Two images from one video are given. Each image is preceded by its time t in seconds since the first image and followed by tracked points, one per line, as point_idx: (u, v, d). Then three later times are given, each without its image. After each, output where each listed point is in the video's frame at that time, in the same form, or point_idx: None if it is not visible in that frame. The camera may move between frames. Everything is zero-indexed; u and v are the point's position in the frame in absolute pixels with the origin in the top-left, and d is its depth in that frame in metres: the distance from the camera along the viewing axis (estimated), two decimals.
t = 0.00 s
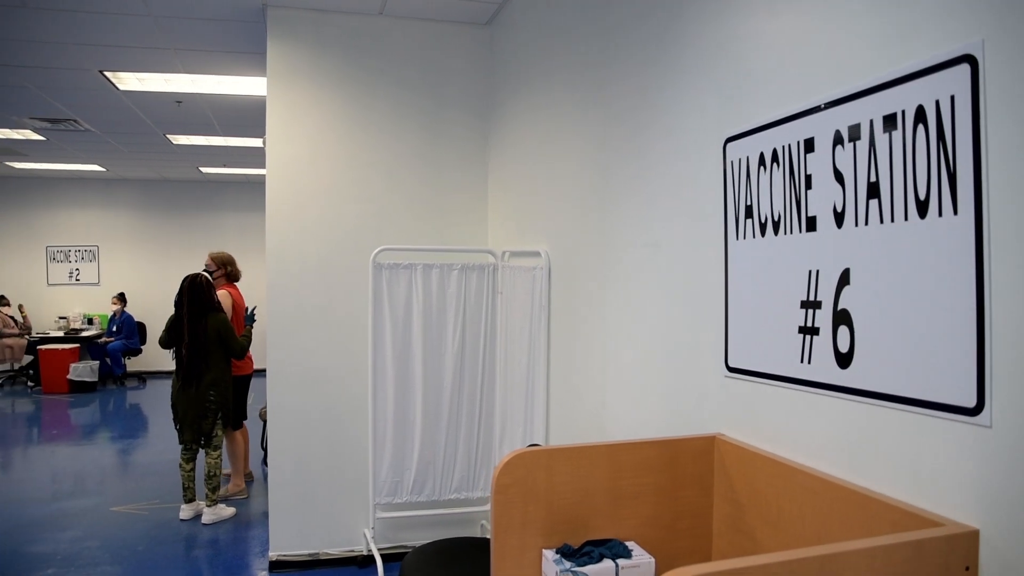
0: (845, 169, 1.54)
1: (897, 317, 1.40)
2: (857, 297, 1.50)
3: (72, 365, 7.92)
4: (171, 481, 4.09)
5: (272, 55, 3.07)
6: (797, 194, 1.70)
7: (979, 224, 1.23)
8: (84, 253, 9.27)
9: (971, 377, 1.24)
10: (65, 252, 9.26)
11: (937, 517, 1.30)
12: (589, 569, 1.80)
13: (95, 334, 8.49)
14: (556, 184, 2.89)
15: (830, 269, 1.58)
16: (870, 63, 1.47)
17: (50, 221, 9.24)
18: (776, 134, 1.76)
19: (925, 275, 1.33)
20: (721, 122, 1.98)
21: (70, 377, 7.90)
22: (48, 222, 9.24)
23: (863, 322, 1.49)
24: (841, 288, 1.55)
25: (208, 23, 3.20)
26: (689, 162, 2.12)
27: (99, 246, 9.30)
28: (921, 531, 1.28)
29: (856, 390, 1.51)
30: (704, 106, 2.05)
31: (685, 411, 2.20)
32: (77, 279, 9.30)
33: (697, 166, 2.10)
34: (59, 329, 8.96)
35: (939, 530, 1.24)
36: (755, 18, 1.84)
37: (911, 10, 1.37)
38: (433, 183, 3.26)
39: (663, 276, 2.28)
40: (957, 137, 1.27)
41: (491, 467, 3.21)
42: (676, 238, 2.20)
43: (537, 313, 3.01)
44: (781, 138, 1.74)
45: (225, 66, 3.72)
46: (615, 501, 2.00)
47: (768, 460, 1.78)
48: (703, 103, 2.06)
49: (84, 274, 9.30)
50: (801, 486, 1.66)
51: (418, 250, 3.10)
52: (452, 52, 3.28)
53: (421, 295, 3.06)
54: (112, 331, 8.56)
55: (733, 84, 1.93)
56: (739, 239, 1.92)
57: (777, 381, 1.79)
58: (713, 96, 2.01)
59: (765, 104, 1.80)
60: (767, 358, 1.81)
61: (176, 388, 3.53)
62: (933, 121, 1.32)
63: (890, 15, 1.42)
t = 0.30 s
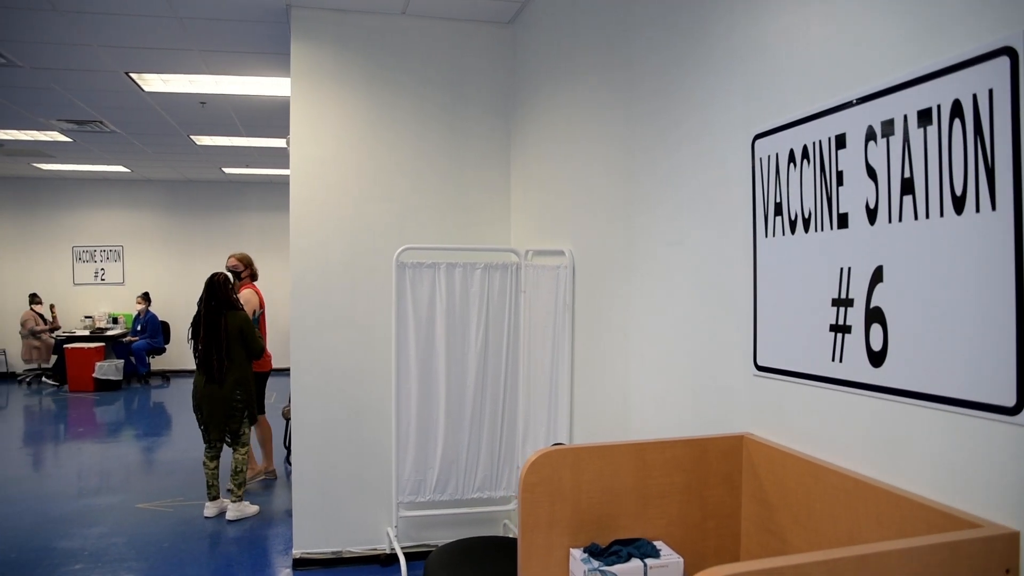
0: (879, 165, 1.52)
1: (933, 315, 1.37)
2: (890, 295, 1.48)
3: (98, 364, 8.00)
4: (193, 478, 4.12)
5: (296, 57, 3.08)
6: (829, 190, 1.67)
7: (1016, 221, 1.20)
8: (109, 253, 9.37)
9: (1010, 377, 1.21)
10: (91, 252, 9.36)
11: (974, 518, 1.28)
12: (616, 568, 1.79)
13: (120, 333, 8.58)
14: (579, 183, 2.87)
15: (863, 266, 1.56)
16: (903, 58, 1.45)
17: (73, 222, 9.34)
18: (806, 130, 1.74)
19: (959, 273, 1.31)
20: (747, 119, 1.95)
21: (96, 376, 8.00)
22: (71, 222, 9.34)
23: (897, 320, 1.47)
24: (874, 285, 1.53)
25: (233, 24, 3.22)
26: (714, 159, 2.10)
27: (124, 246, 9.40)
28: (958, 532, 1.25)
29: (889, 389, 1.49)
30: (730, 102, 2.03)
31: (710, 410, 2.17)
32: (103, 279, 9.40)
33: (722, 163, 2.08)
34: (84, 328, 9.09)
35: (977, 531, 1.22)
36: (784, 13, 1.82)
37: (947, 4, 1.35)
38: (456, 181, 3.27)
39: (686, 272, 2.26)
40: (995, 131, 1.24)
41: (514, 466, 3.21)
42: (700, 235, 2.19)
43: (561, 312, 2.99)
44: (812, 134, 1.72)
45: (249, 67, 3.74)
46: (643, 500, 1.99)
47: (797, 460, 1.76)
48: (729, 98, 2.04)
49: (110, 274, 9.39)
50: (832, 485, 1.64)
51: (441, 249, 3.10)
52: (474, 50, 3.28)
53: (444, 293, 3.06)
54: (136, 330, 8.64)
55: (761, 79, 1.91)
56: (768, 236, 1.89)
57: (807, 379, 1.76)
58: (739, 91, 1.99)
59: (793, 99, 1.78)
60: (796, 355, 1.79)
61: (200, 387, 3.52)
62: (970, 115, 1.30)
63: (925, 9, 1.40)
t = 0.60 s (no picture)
0: (914, 161, 1.47)
1: (972, 313, 1.33)
2: (925, 292, 1.43)
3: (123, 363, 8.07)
4: (217, 476, 4.15)
5: (322, 56, 3.10)
6: (862, 186, 1.63)
7: None
8: (134, 253, 9.47)
9: None
10: (116, 252, 9.46)
11: (1015, 518, 1.23)
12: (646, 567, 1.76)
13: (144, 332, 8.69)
14: (605, 180, 2.87)
15: (897, 262, 1.51)
16: (938, 51, 1.42)
17: (96, 222, 9.44)
18: (840, 126, 1.70)
19: (1000, 269, 1.27)
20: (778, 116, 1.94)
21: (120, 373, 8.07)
22: (94, 223, 9.44)
23: (932, 318, 1.42)
24: (907, 282, 1.48)
25: (260, 24, 3.25)
26: (742, 156, 2.09)
27: (149, 246, 9.50)
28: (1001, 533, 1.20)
29: (925, 387, 1.44)
30: (760, 100, 2.02)
31: (738, 410, 2.15)
32: (128, 279, 9.51)
33: (752, 160, 2.06)
34: (110, 327, 9.20)
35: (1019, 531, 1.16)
36: (814, 8, 1.80)
37: None
38: (481, 180, 3.27)
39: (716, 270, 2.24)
40: None
41: (538, 465, 3.20)
42: (729, 232, 2.17)
43: (587, 311, 2.97)
44: (845, 130, 1.68)
45: (275, 67, 3.77)
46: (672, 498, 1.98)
47: (829, 459, 1.72)
48: (760, 95, 2.02)
49: (134, 274, 9.50)
50: (864, 484, 1.60)
51: (467, 247, 3.11)
52: (498, 49, 3.28)
53: (469, 292, 3.07)
54: (161, 330, 8.71)
55: (790, 75, 1.89)
56: (800, 234, 1.85)
57: (839, 377, 1.72)
58: (770, 88, 1.97)
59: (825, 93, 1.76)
60: (828, 353, 1.74)
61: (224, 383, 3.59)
62: (1010, 109, 1.25)
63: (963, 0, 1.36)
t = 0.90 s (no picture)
0: (951, 155, 1.40)
1: (1010, 311, 1.26)
2: (963, 289, 1.36)
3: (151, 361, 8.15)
4: (240, 473, 4.18)
5: (348, 55, 3.13)
6: (897, 182, 1.55)
7: None
8: (161, 253, 9.57)
9: None
10: (144, 253, 9.55)
11: None
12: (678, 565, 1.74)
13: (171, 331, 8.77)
14: (629, 178, 2.86)
15: (932, 257, 1.44)
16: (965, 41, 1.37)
17: (119, 223, 9.53)
18: (872, 120, 1.62)
19: None
20: (797, 112, 1.91)
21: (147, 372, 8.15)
22: (118, 224, 9.53)
23: (970, 316, 1.35)
24: (944, 279, 1.41)
25: (286, 25, 3.27)
26: (762, 153, 2.06)
27: (175, 246, 9.60)
28: None
29: (962, 386, 1.37)
30: (778, 97, 1.99)
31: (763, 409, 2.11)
32: (155, 279, 9.60)
33: (772, 157, 2.03)
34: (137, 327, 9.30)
35: None
36: None
37: None
38: (505, 179, 3.28)
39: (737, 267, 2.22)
40: None
41: (563, 464, 3.20)
42: (750, 230, 2.14)
43: (613, 309, 2.94)
44: (879, 124, 1.60)
45: (301, 67, 3.79)
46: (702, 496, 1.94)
47: (860, 457, 1.66)
48: (777, 92, 1.99)
49: (161, 274, 9.59)
50: (899, 484, 1.53)
51: (492, 246, 3.11)
52: (521, 48, 3.28)
53: (494, 291, 3.08)
54: (188, 329, 8.82)
55: (810, 68, 1.85)
56: (832, 230, 1.78)
57: (872, 376, 1.64)
58: (789, 84, 1.94)
59: (842, 89, 1.73)
60: (858, 350, 1.67)
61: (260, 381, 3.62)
62: None
63: None
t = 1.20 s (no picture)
0: (990, 150, 1.36)
1: None
2: (1003, 287, 1.33)
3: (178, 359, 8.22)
4: (265, 471, 4.21)
5: (374, 56, 3.15)
6: (932, 177, 1.51)
7: None
8: (189, 254, 9.64)
9: None
10: (171, 253, 9.64)
11: None
12: (711, 564, 1.72)
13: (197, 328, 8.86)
14: (654, 177, 2.85)
15: (971, 254, 1.40)
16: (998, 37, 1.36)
17: (141, 224, 9.61)
18: (906, 116, 1.59)
19: None
20: (823, 111, 1.90)
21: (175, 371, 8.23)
22: (144, 224, 9.61)
23: (1010, 314, 1.31)
24: (983, 276, 1.37)
25: (313, 27, 3.30)
26: (788, 152, 2.05)
27: (203, 246, 9.66)
28: None
29: (1003, 385, 1.34)
30: (805, 95, 1.97)
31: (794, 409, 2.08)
32: (182, 278, 9.68)
33: (796, 155, 2.02)
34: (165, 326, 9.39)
35: None
36: None
37: None
38: (530, 178, 3.28)
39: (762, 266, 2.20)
40: None
41: (590, 463, 3.20)
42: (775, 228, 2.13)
43: (640, 307, 2.92)
44: (914, 120, 1.57)
45: (328, 67, 3.82)
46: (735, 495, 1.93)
47: (895, 457, 1.62)
48: (804, 90, 1.98)
49: (188, 273, 9.68)
50: (934, 483, 1.50)
51: (519, 245, 3.12)
52: (546, 48, 3.29)
53: (521, 291, 3.09)
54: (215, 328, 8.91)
55: (837, 66, 1.84)
56: (865, 228, 1.73)
57: (906, 374, 1.60)
58: (816, 82, 1.92)
59: (870, 86, 1.71)
60: (892, 349, 1.64)
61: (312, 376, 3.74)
62: None
63: None
